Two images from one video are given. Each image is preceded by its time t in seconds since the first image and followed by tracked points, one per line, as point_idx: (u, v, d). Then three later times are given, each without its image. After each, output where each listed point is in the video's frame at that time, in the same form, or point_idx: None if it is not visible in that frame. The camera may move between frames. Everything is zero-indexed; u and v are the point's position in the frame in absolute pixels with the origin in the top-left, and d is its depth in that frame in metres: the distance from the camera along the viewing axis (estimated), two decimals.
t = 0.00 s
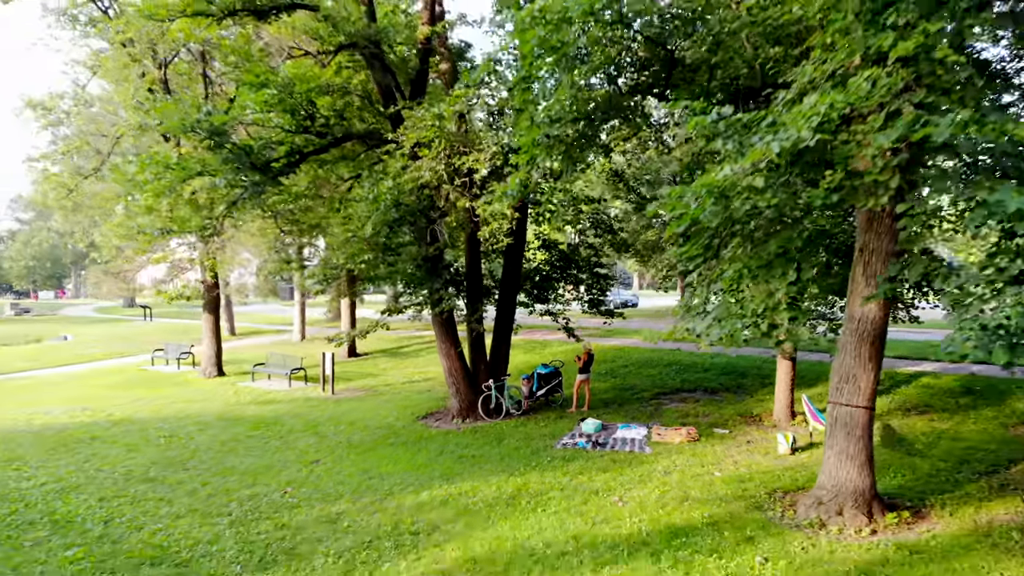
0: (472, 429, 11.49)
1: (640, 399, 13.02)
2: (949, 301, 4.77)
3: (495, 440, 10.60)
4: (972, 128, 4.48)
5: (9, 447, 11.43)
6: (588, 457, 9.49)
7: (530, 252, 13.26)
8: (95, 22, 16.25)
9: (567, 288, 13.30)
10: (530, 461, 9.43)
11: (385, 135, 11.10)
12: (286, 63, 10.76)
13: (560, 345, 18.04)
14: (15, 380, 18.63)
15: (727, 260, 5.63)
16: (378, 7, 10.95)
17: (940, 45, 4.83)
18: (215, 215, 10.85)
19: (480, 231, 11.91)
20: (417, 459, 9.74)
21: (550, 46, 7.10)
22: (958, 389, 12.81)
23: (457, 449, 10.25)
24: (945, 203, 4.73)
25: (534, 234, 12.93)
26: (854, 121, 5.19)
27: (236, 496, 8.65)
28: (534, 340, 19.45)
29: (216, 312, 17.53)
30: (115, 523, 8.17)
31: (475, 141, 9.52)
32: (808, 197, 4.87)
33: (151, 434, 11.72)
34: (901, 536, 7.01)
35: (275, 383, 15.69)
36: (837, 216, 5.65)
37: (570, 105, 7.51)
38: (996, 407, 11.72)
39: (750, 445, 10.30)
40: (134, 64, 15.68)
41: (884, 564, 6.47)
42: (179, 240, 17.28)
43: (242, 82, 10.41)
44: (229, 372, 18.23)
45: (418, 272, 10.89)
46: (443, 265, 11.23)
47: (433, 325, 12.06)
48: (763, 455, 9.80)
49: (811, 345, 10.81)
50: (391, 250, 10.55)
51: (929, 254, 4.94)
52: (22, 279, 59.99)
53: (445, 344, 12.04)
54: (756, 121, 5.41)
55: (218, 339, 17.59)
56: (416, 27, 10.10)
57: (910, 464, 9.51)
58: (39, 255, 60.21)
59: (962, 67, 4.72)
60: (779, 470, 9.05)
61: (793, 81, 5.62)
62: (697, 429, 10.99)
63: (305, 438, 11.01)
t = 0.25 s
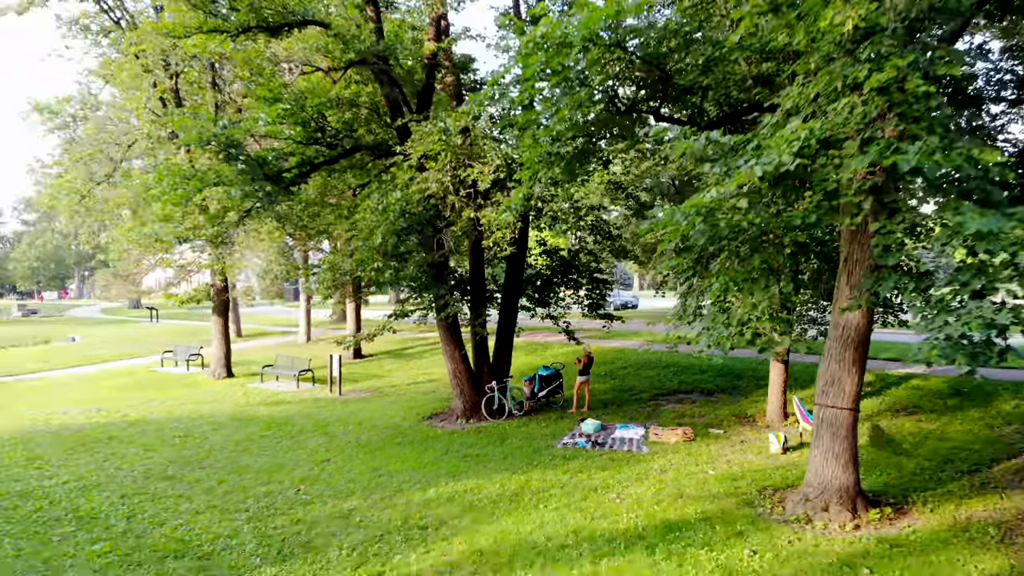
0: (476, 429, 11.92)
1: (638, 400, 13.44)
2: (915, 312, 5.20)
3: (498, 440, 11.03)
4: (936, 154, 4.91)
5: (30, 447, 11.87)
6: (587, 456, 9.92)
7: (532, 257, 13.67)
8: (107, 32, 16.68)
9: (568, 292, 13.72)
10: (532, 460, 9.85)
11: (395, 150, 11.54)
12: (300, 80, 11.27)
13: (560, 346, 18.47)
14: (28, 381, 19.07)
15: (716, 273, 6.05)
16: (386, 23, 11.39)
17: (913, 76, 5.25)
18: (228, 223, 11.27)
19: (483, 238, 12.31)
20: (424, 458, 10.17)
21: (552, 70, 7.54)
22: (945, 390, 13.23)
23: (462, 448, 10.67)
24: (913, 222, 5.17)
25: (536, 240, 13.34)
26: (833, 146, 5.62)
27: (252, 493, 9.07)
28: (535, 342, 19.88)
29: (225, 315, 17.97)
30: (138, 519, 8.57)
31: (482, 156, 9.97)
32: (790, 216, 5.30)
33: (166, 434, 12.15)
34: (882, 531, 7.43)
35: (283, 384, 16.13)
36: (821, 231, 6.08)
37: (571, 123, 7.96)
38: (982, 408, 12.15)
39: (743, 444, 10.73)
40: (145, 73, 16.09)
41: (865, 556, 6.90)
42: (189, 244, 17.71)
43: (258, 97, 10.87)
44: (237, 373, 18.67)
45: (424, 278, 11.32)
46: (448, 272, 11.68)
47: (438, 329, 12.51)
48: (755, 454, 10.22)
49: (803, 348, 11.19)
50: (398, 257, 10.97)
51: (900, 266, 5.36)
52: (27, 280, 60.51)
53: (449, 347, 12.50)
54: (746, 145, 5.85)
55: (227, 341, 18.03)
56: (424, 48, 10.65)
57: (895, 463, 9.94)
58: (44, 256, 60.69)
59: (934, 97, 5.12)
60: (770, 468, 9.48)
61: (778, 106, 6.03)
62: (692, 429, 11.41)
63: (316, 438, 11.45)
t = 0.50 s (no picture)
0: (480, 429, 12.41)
1: (636, 401, 13.92)
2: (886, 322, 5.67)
3: (501, 440, 11.52)
4: (902, 179, 5.39)
5: (51, 446, 12.36)
6: (586, 455, 10.41)
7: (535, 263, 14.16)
8: (121, 43, 17.18)
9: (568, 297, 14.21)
10: (533, 459, 10.34)
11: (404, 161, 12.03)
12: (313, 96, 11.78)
13: (561, 348, 18.96)
14: (43, 382, 19.58)
15: (705, 286, 6.54)
16: (394, 39, 11.86)
17: (884, 106, 5.73)
18: (243, 232, 11.77)
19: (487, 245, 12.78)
20: (430, 458, 10.66)
21: (553, 92, 8.03)
22: (933, 392, 13.71)
23: (467, 448, 11.16)
24: (883, 240, 5.64)
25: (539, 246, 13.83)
26: (812, 169, 6.10)
27: (269, 490, 9.56)
28: (537, 344, 20.37)
29: (235, 318, 18.47)
30: (161, 514, 9.04)
31: (488, 169, 10.46)
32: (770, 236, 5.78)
33: (183, 434, 12.64)
34: (863, 525, 7.91)
35: (292, 386, 16.64)
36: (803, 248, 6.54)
37: (571, 141, 8.44)
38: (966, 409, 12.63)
39: (736, 444, 11.22)
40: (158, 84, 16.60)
41: (846, 549, 7.38)
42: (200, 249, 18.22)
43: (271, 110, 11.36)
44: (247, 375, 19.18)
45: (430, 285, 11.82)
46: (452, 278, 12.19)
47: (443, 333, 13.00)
48: (747, 453, 10.71)
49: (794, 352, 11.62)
50: (406, 264, 11.45)
51: (873, 280, 5.82)
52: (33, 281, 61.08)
53: (454, 350, 12.99)
54: (731, 168, 6.33)
55: (236, 344, 18.53)
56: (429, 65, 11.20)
57: (881, 462, 10.41)
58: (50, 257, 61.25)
59: (903, 126, 5.59)
60: (760, 467, 9.96)
61: (762, 131, 6.52)
62: (688, 429, 11.90)
63: (326, 438, 11.94)
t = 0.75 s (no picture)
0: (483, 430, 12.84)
1: (634, 402, 14.35)
2: (863, 330, 6.10)
3: (504, 439, 11.95)
4: (877, 198, 5.81)
5: (69, 446, 12.79)
6: (585, 454, 10.84)
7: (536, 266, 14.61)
8: (132, 52, 17.62)
9: (568, 300, 14.65)
10: (535, 458, 10.78)
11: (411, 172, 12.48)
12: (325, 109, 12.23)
13: (562, 350, 19.39)
14: (54, 383, 20.02)
15: (697, 295, 6.97)
16: (400, 53, 12.31)
17: (861, 130, 6.16)
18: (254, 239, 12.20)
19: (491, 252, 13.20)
20: (436, 457, 11.08)
21: (554, 109, 8.46)
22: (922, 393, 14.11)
23: (472, 447, 11.58)
24: (861, 254, 6.06)
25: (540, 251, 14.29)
26: (795, 186, 6.53)
27: (282, 488, 9.98)
28: (538, 345, 20.80)
29: (244, 321, 18.91)
30: (179, 510, 9.45)
31: (492, 180, 10.90)
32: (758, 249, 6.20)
33: (195, 434, 13.07)
34: (847, 521, 8.34)
35: (300, 387, 17.08)
36: (788, 259, 6.98)
37: (571, 155, 8.88)
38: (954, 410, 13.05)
39: (730, 443, 11.64)
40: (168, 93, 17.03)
41: (830, 542, 7.80)
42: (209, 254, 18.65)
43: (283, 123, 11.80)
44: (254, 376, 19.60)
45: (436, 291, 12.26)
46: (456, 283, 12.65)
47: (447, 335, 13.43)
48: (740, 452, 11.13)
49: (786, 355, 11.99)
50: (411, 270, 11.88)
51: (852, 291, 6.25)
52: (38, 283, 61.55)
53: (458, 352, 13.43)
54: (721, 185, 6.76)
55: (244, 345, 18.97)
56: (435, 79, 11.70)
57: (869, 461, 10.82)
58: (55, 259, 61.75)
59: (879, 148, 6.01)
60: (753, 465, 10.39)
61: (751, 149, 6.94)
62: (684, 429, 12.32)
63: (335, 438, 12.37)
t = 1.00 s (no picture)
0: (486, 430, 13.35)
1: (632, 404, 14.85)
2: (841, 340, 6.59)
3: (507, 440, 12.46)
4: (852, 218, 6.31)
5: (88, 446, 13.30)
6: (584, 454, 11.35)
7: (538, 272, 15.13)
8: (144, 63, 18.13)
9: (569, 304, 15.15)
10: (537, 458, 11.28)
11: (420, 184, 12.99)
12: (336, 124, 12.76)
13: (563, 352, 19.90)
14: (67, 385, 20.52)
15: (688, 306, 7.47)
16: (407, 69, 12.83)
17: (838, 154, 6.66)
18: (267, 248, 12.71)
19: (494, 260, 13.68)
20: (442, 457, 11.58)
21: (554, 129, 8.98)
22: (911, 395, 14.61)
23: (476, 447, 12.09)
24: (838, 269, 6.55)
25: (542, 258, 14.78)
26: (779, 205, 7.04)
27: (296, 486, 10.48)
28: (539, 348, 21.32)
29: (252, 324, 19.42)
30: (199, 507, 9.94)
31: (496, 193, 11.41)
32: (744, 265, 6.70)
33: (209, 434, 13.58)
34: (832, 517, 8.83)
35: (308, 388, 17.60)
36: (774, 272, 7.47)
37: (570, 172, 9.38)
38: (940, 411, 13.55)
39: (724, 443, 12.15)
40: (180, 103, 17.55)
41: (815, 537, 8.30)
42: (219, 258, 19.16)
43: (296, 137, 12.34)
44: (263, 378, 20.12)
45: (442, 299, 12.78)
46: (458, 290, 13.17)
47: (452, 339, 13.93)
48: (733, 452, 11.64)
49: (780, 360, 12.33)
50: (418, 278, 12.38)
51: (831, 302, 6.74)
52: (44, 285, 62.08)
53: (462, 356, 13.94)
54: (710, 204, 7.27)
55: (253, 348, 19.49)
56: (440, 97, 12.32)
57: (856, 460, 11.32)
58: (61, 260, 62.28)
59: (854, 171, 6.51)
60: (745, 464, 10.89)
61: (739, 170, 7.43)
62: (680, 430, 12.82)
63: (344, 439, 12.87)
